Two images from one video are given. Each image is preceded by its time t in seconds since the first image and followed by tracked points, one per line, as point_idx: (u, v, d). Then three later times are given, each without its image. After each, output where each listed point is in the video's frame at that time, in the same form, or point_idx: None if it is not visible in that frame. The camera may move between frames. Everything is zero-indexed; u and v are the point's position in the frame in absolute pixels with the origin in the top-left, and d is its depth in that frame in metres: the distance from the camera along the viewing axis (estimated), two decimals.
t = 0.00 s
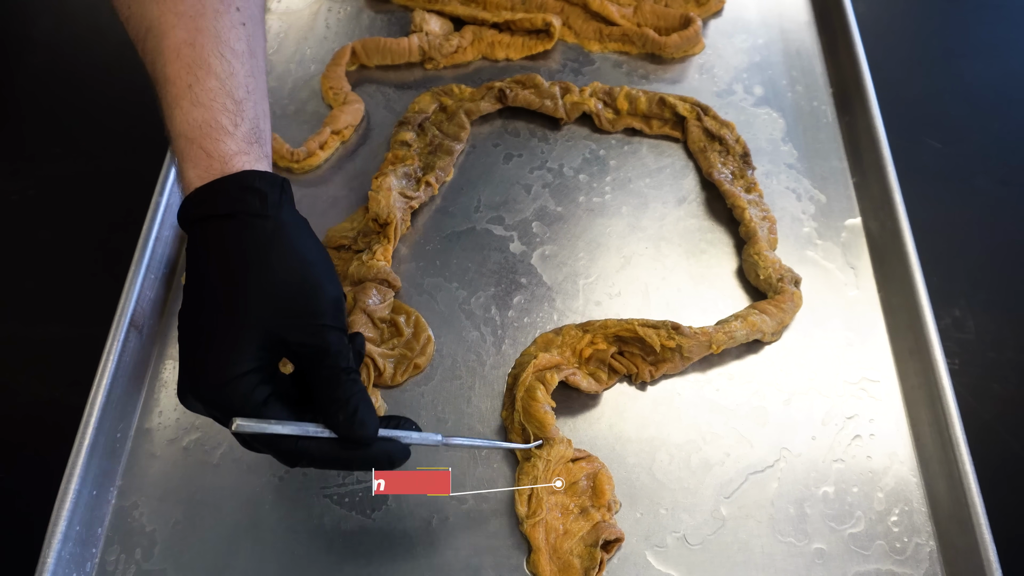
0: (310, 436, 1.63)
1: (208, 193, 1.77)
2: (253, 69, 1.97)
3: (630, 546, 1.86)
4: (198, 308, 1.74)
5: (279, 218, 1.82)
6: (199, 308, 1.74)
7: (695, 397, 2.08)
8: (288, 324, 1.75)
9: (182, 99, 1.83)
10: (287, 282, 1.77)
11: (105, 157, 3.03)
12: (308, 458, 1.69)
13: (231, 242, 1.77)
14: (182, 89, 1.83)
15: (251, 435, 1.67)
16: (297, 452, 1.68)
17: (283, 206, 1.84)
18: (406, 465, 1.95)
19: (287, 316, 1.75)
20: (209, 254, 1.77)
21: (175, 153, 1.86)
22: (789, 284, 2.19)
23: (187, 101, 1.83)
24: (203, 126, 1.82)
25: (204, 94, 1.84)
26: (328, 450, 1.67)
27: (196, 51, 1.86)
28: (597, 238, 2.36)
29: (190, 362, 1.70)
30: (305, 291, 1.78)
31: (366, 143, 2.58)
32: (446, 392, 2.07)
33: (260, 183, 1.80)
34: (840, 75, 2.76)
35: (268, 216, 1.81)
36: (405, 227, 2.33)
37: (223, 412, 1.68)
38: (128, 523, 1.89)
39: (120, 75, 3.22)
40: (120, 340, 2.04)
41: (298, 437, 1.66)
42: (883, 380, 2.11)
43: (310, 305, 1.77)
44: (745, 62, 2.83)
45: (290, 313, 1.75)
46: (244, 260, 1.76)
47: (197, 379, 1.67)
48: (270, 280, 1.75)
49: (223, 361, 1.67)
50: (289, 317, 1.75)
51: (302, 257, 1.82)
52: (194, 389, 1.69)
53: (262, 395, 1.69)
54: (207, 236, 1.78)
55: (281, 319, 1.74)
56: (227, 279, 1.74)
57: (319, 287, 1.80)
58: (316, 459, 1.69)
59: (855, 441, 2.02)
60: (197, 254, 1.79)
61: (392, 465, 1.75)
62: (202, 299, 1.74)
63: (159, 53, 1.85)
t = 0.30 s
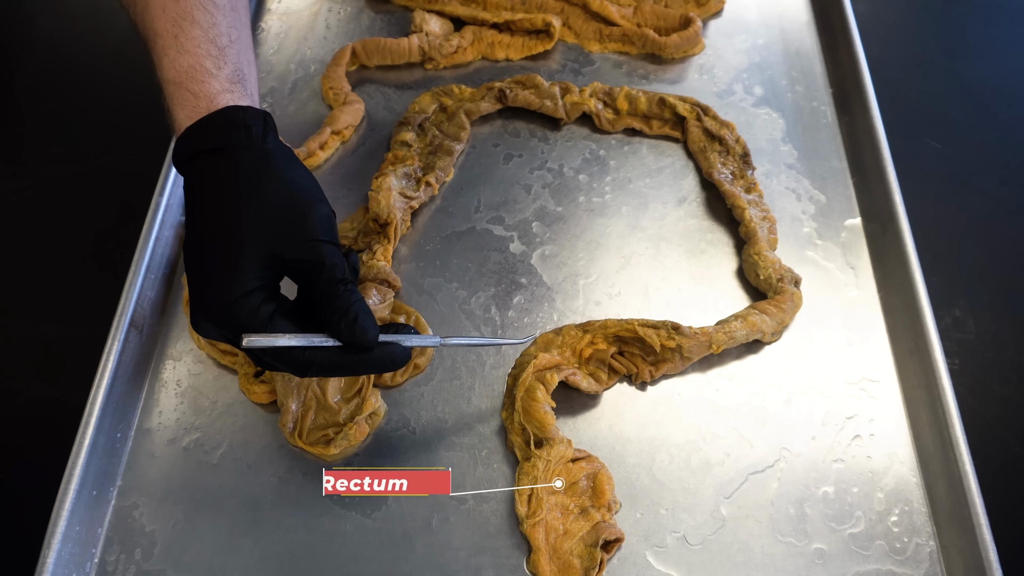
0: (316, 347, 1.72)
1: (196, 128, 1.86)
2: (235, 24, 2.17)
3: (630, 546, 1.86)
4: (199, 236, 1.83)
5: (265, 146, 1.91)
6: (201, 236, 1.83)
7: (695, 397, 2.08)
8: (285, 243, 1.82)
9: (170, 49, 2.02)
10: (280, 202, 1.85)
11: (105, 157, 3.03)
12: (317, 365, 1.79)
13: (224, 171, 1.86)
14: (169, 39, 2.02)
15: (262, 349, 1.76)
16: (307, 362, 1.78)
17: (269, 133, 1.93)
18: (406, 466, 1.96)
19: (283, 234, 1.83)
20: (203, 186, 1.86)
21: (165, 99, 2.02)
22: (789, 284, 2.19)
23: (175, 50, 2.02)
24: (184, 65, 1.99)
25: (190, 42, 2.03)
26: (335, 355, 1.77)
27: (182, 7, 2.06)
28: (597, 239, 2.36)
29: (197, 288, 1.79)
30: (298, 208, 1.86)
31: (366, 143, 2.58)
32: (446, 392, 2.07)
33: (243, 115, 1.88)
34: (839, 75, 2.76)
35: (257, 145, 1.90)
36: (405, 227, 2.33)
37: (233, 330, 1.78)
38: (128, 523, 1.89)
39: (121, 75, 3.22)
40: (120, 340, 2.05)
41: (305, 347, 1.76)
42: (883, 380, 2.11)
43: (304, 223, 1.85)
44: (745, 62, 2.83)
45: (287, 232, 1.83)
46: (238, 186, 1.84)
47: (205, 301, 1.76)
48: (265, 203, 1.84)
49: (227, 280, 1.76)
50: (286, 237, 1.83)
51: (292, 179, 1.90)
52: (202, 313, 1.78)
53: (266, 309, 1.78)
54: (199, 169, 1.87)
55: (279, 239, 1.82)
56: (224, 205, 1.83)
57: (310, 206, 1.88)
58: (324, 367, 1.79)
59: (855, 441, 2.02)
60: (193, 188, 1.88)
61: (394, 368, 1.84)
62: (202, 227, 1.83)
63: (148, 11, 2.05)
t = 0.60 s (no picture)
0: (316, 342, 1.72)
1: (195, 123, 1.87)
2: (234, 19, 2.19)
3: (630, 546, 1.86)
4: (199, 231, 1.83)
5: (264, 140, 1.91)
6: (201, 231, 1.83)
7: (695, 397, 2.08)
8: (284, 236, 1.82)
9: (168, 42, 2.03)
10: (280, 196, 1.84)
11: (104, 157, 3.02)
12: (319, 360, 1.79)
13: (223, 166, 1.86)
14: (168, 33, 2.03)
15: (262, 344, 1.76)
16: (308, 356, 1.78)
17: (268, 127, 1.92)
18: (406, 465, 1.96)
19: (282, 227, 1.82)
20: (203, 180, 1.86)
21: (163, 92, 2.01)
22: (789, 284, 2.19)
23: (173, 43, 2.02)
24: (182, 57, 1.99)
25: (188, 36, 2.04)
26: (337, 350, 1.77)
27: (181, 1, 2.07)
28: (597, 239, 2.36)
29: (197, 283, 1.79)
30: (298, 201, 1.85)
31: (366, 143, 2.58)
32: (446, 392, 2.07)
33: (243, 108, 1.89)
34: (839, 75, 2.76)
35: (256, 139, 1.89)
36: (405, 227, 2.33)
37: (233, 325, 1.78)
38: (128, 523, 1.89)
39: (121, 75, 3.22)
40: (120, 340, 2.05)
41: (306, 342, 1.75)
42: (883, 380, 2.11)
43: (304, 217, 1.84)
44: (745, 62, 2.83)
45: (286, 226, 1.82)
46: (237, 180, 1.84)
47: (204, 296, 1.76)
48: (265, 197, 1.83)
49: (226, 274, 1.75)
50: (285, 230, 1.82)
51: (292, 173, 1.90)
52: (201, 308, 1.78)
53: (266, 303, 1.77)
54: (198, 163, 1.88)
55: (279, 232, 1.82)
56: (223, 200, 1.83)
57: (310, 199, 1.87)
58: (325, 361, 1.79)
59: (856, 441, 2.02)
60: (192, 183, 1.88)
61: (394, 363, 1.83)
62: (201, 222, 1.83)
63: (147, 6, 2.06)
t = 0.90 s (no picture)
0: (385, 230, 1.76)
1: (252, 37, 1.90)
2: None
3: (630, 546, 1.86)
4: (255, 124, 1.82)
5: (324, 55, 1.95)
6: (257, 126, 1.81)
7: (694, 397, 2.08)
8: (346, 130, 1.85)
9: None
10: (344, 102, 1.88)
11: (104, 157, 3.03)
12: (393, 251, 1.79)
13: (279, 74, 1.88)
14: None
15: (331, 214, 1.74)
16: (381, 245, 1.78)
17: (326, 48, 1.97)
18: (406, 465, 1.96)
19: (346, 127, 1.86)
20: (255, 87, 1.87)
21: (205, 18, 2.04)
22: (788, 284, 2.19)
23: None
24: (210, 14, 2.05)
25: None
26: (410, 238, 1.79)
27: None
28: (597, 238, 2.36)
29: (254, 157, 1.77)
30: (361, 108, 1.90)
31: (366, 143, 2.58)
32: (446, 391, 2.08)
33: (306, 30, 1.95)
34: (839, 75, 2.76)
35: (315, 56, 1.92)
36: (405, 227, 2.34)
37: (297, 207, 1.75)
38: (128, 523, 1.89)
39: (120, 76, 3.22)
40: (120, 340, 2.05)
41: (377, 219, 1.77)
42: (883, 380, 2.12)
43: (363, 121, 1.90)
44: (745, 62, 2.83)
45: (347, 122, 1.87)
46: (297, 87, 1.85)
47: (267, 174, 1.73)
48: (326, 99, 1.87)
49: (292, 145, 1.75)
50: (346, 127, 1.86)
51: (349, 84, 1.94)
52: (262, 188, 1.74)
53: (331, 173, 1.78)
54: (259, 72, 1.89)
55: (340, 129, 1.85)
56: (284, 99, 1.84)
57: (369, 107, 1.93)
58: (402, 255, 1.80)
59: (855, 441, 2.02)
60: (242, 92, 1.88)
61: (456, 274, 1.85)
62: (256, 118, 1.82)
63: None
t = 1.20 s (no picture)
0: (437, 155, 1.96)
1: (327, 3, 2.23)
2: None
3: (630, 546, 1.86)
4: (328, 68, 2.07)
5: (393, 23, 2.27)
6: (330, 68, 2.07)
7: (694, 397, 2.08)
8: (410, 77, 2.13)
9: None
10: (408, 56, 2.17)
11: (104, 157, 3.03)
12: (446, 188, 1.94)
13: (350, 29, 2.16)
14: None
15: (394, 141, 1.93)
16: (437, 178, 1.94)
17: (392, 17, 2.28)
18: (406, 465, 1.96)
19: (408, 78, 2.13)
20: (329, 39, 2.14)
21: None
22: (789, 284, 2.19)
23: None
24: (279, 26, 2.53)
25: None
26: (462, 178, 1.93)
27: None
28: (597, 238, 2.37)
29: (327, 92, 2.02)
30: (422, 65, 2.19)
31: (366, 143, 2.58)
32: (446, 391, 2.08)
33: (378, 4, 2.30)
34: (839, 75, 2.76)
35: (381, 19, 2.22)
36: (405, 227, 2.34)
37: (365, 133, 1.96)
38: (128, 523, 1.89)
39: (120, 76, 3.22)
40: (120, 340, 2.05)
41: (435, 152, 1.96)
42: (883, 380, 2.12)
43: (425, 71, 2.17)
44: (744, 62, 2.83)
45: (411, 70, 2.14)
46: (367, 39, 2.14)
47: (342, 99, 1.98)
48: (393, 49, 2.15)
49: (364, 78, 2.03)
50: (411, 73, 2.14)
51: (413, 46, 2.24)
52: (337, 117, 1.98)
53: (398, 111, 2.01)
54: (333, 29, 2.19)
55: (406, 75, 2.13)
56: (355, 47, 2.11)
57: (431, 62, 2.23)
58: (452, 191, 1.94)
59: (855, 441, 2.02)
60: (315, 43, 2.16)
61: (495, 222, 1.97)
62: (330, 63, 2.08)
63: None
